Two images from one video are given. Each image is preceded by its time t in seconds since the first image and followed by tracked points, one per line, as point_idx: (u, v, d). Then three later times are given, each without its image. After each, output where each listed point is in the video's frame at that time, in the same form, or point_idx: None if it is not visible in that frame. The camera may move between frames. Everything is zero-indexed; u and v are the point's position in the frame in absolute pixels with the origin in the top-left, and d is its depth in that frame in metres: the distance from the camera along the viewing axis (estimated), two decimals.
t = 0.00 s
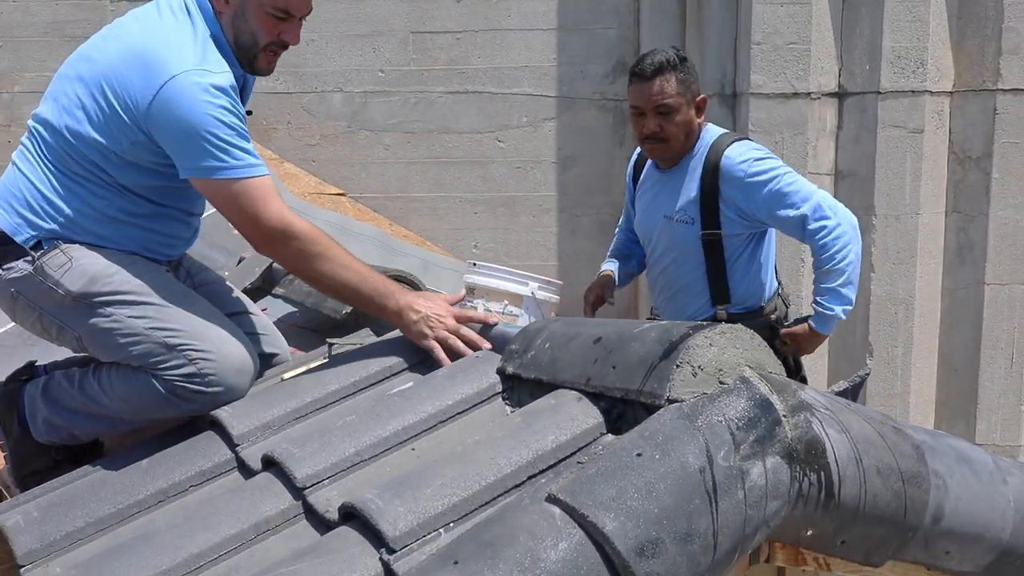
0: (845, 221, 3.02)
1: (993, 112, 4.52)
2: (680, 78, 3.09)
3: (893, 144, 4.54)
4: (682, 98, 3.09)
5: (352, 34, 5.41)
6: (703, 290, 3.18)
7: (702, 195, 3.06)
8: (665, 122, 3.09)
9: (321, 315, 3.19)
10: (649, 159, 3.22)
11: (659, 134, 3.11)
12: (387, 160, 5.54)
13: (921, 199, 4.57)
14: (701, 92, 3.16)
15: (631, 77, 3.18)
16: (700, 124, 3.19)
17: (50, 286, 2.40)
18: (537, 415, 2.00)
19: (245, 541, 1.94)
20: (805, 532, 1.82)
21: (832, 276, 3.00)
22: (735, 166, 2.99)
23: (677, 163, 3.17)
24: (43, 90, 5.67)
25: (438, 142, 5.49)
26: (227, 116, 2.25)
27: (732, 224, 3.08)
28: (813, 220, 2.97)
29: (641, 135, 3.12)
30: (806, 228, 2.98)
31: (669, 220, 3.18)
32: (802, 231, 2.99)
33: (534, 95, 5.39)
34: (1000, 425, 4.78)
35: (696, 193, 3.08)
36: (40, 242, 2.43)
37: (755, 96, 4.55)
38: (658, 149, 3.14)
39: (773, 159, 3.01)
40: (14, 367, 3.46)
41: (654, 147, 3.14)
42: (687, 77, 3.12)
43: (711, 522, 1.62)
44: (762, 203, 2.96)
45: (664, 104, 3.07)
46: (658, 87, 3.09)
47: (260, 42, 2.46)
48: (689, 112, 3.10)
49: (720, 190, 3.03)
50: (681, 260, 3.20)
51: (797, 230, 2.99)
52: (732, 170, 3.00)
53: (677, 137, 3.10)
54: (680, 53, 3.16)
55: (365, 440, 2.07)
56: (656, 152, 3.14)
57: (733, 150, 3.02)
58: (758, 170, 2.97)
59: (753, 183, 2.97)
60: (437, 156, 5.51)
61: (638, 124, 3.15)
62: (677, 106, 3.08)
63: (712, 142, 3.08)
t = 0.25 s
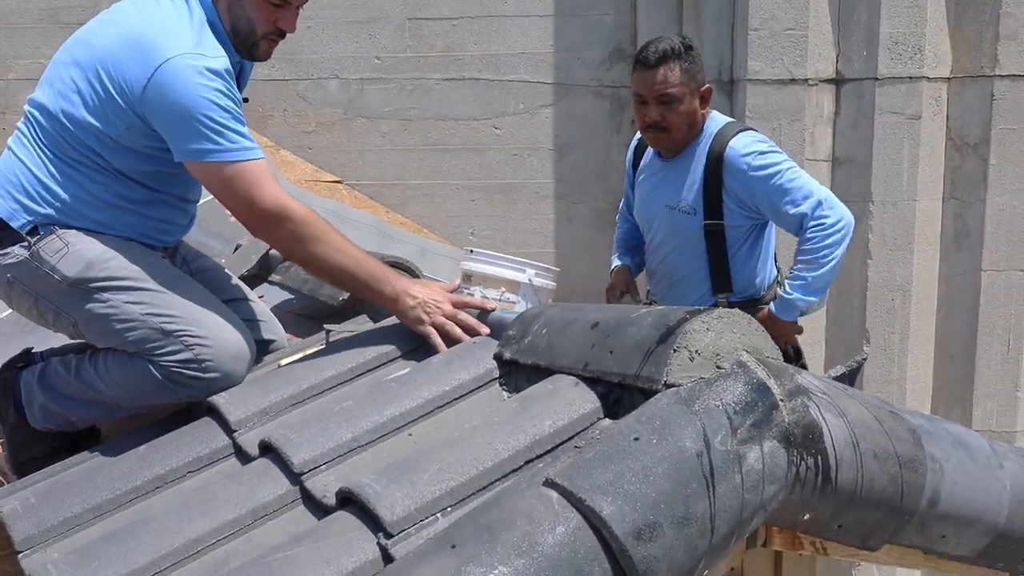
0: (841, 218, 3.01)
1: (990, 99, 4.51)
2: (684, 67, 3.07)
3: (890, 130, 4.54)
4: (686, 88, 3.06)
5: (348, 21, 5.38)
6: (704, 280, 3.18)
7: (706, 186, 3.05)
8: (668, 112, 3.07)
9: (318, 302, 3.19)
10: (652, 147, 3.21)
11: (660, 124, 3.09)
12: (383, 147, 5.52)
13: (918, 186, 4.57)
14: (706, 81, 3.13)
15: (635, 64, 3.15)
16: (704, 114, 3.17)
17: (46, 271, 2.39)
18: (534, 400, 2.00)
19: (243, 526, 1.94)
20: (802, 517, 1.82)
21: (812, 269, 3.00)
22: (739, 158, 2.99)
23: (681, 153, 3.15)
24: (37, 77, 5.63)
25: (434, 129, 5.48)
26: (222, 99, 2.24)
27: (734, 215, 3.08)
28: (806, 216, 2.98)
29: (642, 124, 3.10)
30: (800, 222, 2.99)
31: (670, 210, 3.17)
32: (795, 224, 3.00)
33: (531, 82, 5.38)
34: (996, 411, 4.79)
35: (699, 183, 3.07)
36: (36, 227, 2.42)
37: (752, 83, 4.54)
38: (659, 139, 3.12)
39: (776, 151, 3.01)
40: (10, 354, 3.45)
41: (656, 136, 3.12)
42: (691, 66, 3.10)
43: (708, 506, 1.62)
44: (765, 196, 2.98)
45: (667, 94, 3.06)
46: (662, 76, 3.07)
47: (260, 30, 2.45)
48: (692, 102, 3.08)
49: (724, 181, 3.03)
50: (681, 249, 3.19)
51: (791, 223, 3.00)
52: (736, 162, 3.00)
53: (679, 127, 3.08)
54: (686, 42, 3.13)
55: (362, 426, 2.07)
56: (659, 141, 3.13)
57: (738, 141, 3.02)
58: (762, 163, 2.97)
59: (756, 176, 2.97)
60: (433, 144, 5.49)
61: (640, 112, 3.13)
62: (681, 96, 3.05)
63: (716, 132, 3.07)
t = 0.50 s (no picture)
0: (844, 203, 3.02)
1: (990, 85, 4.50)
2: (690, 53, 3.06)
3: (889, 118, 4.53)
4: (691, 74, 3.06)
5: (345, 9, 5.36)
6: (703, 268, 3.18)
7: (708, 173, 3.04)
8: (673, 98, 3.07)
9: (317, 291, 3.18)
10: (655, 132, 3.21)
11: (664, 109, 3.09)
12: (381, 135, 5.51)
13: (917, 173, 4.56)
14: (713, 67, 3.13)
15: (642, 49, 3.15)
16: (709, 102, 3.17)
17: (44, 262, 2.39)
18: (534, 388, 2.00)
19: (243, 514, 1.94)
20: (801, 503, 1.83)
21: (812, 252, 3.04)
22: (742, 147, 2.98)
23: (683, 140, 3.15)
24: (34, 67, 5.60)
25: (433, 117, 5.46)
26: (204, 81, 2.23)
27: (736, 203, 3.07)
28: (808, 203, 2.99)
29: (646, 109, 3.10)
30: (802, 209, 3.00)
31: (671, 197, 3.16)
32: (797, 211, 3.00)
33: (530, 70, 5.36)
34: (995, 398, 4.80)
35: (700, 171, 3.06)
36: (31, 219, 2.42)
37: (751, 70, 4.53)
38: (662, 125, 3.12)
39: (779, 139, 3.00)
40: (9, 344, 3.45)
41: (659, 122, 3.12)
42: (698, 52, 3.09)
43: (707, 492, 1.62)
44: (768, 185, 2.96)
45: (672, 79, 3.05)
46: (667, 61, 3.06)
47: (257, 13, 2.46)
48: (697, 89, 3.07)
49: (726, 169, 3.02)
50: (680, 237, 3.19)
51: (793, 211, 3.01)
52: (739, 151, 2.98)
53: (683, 113, 3.08)
54: (693, 28, 3.13)
55: (362, 414, 2.07)
56: (662, 127, 3.13)
57: (741, 129, 3.01)
58: (765, 152, 2.96)
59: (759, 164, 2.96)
60: (432, 132, 5.48)
61: (645, 97, 3.13)
62: (686, 82, 3.05)
63: (721, 119, 3.06)
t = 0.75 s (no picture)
0: (840, 210, 3.01)
1: (988, 85, 4.50)
2: (692, 52, 3.07)
3: (888, 117, 4.53)
4: (692, 73, 3.06)
5: (345, 8, 5.36)
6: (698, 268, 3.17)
7: (704, 174, 3.04)
8: (675, 96, 3.07)
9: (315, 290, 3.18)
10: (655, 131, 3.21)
11: (665, 108, 3.09)
12: (380, 134, 5.51)
13: (916, 173, 4.56)
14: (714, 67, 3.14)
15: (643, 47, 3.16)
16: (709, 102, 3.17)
17: (39, 265, 2.39)
18: (531, 387, 2.00)
19: (240, 513, 1.94)
20: (798, 502, 1.83)
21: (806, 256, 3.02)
22: (739, 150, 2.98)
23: (683, 139, 3.15)
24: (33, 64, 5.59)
25: (432, 116, 5.46)
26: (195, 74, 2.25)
27: (733, 204, 3.07)
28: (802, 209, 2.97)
29: (648, 107, 3.10)
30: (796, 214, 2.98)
31: (669, 196, 3.16)
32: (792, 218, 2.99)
33: (529, 69, 5.36)
34: (994, 398, 4.80)
35: (699, 171, 3.06)
36: (24, 220, 2.42)
37: (750, 69, 4.53)
38: (663, 123, 3.12)
39: (776, 143, 3.00)
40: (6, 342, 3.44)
41: (660, 121, 3.12)
42: (700, 51, 3.10)
43: (704, 491, 1.62)
44: (764, 188, 2.96)
45: (674, 77, 3.05)
46: (670, 59, 3.07)
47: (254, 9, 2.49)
48: (699, 88, 3.08)
49: (723, 171, 3.02)
50: (677, 235, 3.19)
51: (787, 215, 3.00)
52: (735, 153, 2.99)
53: (684, 112, 3.08)
54: (696, 28, 3.14)
55: (360, 412, 2.07)
56: (662, 125, 3.13)
57: (740, 131, 3.01)
58: (762, 156, 2.96)
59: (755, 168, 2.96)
60: (431, 131, 5.48)
61: (646, 95, 3.13)
62: (687, 81, 3.05)
63: (720, 120, 3.06)
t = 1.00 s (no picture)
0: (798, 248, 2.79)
1: (989, 92, 4.50)
2: (705, 61, 3.06)
3: (889, 123, 4.53)
4: (704, 81, 3.06)
5: (347, 10, 5.37)
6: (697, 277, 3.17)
7: (701, 185, 3.04)
8: (686, 104, 3.06)
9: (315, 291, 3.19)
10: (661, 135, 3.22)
11: (674, 114, 3.09)
12: (382, 136, 5.51)
13: (917, 179, 4.56)
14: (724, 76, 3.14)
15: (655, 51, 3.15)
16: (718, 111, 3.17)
17: (39, 264, 2.39)
18: (531, 390, 2.00)
19: (238, 514, 1.94)
20: (797, 508, 1.83)
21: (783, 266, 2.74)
22: (731, 161, 2.96)
23: (689, 146, 3.15)
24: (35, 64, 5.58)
25: (433, 119, 5.47)
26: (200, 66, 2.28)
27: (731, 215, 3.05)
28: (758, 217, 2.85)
29: (657, 113, 3.10)
30: (754, 227, 2.87)
31: (672, 204, 3.17)
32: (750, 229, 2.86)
33: (530, 72, 5.37)
34: (993, 405, 4.80)
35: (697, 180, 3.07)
36: (24, 219, 2.42)
37: (751, 75, 4.53)
38: (671, 129, 3.12)
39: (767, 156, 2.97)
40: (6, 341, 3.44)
41: (668, 127, 3.12)
42: (712, 59, 3.10)
43: (703, 497, 1.62)
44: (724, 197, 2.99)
45: (685, 84, 3.05)
46: (682, 66, 3.05)
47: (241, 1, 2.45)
48: (709, 96, 3.08)
49: (717, 184, 3.00)
50: (676, 242, 3.19)
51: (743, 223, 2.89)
52: (727, 165, 2.97)
53: (692, 119, 3.08)
54: (710, 36, 3.13)
55: (359, 415, 2.07)
56: (670, 131, 3.13)
57: (738, 146, 2.99)
58: (744, 167, 2.94)
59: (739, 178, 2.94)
60: (432, 134, 5.49)
61: (656, 101, 3.12)
62: (698, 88, 3.05)
63: (723, 132, 3.06)
